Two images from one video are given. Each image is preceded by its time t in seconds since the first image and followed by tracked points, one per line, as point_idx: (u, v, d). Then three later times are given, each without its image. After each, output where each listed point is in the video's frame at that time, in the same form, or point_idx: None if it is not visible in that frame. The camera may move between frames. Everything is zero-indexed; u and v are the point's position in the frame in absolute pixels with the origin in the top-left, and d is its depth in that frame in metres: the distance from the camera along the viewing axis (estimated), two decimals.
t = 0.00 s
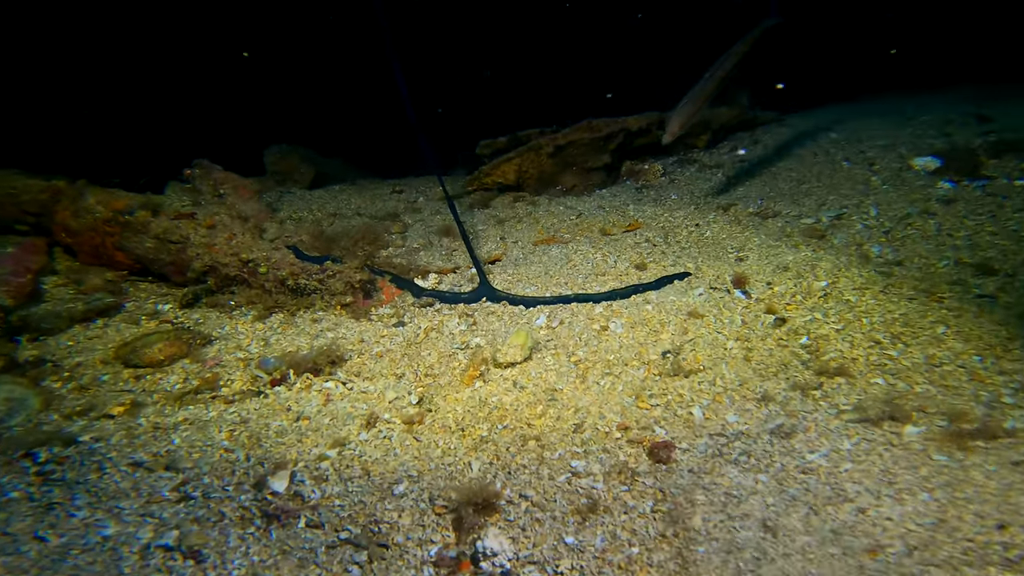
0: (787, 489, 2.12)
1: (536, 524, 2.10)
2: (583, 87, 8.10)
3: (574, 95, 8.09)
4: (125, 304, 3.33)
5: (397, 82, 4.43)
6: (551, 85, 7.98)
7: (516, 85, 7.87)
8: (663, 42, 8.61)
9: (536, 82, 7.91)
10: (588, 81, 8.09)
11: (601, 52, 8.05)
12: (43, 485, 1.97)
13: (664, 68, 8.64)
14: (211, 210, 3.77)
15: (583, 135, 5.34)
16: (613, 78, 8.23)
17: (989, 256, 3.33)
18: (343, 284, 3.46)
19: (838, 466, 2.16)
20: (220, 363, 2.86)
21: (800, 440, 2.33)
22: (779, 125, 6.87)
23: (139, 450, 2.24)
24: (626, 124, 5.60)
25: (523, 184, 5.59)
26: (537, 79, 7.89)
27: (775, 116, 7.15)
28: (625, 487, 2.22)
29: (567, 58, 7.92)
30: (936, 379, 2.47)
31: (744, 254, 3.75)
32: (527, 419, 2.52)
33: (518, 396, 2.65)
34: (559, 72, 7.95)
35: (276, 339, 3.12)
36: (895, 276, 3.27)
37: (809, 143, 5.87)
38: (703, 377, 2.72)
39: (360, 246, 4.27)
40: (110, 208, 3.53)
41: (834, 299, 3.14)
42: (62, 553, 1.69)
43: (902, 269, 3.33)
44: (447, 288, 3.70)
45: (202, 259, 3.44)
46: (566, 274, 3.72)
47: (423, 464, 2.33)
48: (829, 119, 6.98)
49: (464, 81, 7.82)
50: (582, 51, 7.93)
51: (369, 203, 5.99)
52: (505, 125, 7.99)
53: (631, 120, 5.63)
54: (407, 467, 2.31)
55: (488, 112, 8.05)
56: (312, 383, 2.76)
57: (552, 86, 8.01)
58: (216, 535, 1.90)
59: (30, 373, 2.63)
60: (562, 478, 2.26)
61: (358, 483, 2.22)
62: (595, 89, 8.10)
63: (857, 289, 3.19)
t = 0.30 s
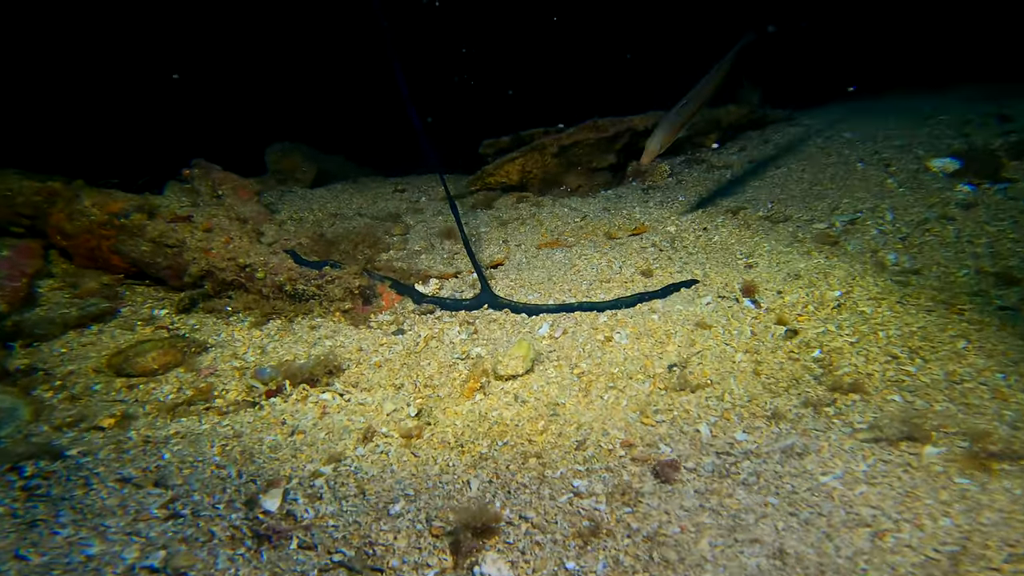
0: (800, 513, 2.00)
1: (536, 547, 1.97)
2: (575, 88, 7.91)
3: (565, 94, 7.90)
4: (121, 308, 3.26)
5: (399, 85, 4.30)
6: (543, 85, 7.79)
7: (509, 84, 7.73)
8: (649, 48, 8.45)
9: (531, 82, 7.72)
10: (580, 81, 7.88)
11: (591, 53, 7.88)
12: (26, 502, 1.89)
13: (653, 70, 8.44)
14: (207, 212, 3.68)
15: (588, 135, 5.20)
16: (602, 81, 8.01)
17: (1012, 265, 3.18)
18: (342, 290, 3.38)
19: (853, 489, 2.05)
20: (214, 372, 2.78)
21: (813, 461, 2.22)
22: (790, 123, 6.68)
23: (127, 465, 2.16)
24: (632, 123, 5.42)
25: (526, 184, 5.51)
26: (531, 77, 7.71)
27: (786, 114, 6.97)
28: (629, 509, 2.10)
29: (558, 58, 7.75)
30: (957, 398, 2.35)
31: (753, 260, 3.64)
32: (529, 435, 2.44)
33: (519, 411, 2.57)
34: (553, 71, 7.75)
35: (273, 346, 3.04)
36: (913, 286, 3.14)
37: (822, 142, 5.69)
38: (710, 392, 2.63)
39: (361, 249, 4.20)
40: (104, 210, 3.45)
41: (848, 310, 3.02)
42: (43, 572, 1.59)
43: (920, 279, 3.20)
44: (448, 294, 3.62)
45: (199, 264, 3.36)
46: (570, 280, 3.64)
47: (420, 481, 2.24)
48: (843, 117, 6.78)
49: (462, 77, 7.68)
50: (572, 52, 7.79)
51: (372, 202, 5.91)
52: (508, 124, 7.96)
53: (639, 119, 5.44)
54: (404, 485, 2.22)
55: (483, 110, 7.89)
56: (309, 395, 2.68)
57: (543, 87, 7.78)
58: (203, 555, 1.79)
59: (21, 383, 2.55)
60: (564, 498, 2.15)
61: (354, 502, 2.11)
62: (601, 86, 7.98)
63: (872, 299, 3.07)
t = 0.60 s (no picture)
0: (825, 538, 1.82)
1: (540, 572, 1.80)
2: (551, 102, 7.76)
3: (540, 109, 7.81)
4: (121, 311, 3.20)
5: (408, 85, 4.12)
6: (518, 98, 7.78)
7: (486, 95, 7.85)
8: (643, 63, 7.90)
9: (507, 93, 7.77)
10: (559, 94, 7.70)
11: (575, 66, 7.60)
12: (15, 517, 1.78)
13: (659, 71, 8.07)
14: (208, 212, 3.59)
15: (598, 133, 5.06)
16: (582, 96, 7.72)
17: None
18: (345, 295, 3.28)
19: (884, 514, 1.87)
20: (214, 380, 2.70)
21: (839, 483, 2.05)
22: (809, 121, 6.45)
23: (121, 478, 2.05)
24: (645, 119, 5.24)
25: (535, 182, 5.38)
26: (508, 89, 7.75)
27: (804, 111, 6.73)
28: (641, 533, 1.93)
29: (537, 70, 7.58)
30: (997, 417, 2.17)
31: (771, 266, 3.49)
32: (536, 450, 2.32)
33: (526, 426, 2.46)
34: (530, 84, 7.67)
35: (273, 353, 2.95)
36: (944, 296, 2.96)
37: (842, 140, 5.47)
38: (726, 407, 2.49)
39: (364, 250, 4.10)
40: (105, 210, 3.37)
41: (874, 321, 2.86)
42: None
43: (952, 288, 3.02)
44: (453, 299, 3.52)
45: (200, 266, 3.28)
46: (580, 285, 3.52)
47: (422, 500, 2.11)
48: (864, 114, 6.52)
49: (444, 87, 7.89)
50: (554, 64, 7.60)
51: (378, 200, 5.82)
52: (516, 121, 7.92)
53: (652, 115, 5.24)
54: (406, 503, 2.10)
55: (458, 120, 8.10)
56: (309, 405, 2.60)
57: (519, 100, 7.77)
58: None
59: (16, 390, 2.45)
60: (572, 520, 2.00)
61: (354, 521, 1.98)
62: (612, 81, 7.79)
63: (900, 310, 2.91)
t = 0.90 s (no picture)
0: (842, 557, 1.70)
1: None
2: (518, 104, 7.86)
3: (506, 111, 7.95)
4: (116, 310, 3.13)
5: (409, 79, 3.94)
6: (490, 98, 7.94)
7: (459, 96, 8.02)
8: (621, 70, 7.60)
9: (491, 93, 7.92)
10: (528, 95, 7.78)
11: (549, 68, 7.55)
12: None
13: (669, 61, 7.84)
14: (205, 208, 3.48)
15: (605, 127, 4.97)
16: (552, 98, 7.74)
17: None
18: (344, 295, 3.19)
19: (908, 532, 1.75)
20: (208, 384, 2.63)
21: (857, 498, 1.93)
22: (822, 114, 6.24)
23: (107, 488, 1.98)
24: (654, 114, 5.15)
25: (540, 178, 5.26)
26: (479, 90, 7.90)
27: (818, 104, 6.52)
28: (647, 550, 1.82)
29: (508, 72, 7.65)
30: None
31: (783, 266, 3.36)
32: (538, 461, 2.23)
33: (528, 434, 2.37)
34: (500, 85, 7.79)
35: (270, 354, 2.87)
36: (968, 299, 2.82)
37: (858, 134, 5.28)
38: (736, 416, 2.38)
39: (365, 248, 4.00)
40: (98, 207, 3.29)
41: (893, 326, 2.73)
42: None
43: (977, 290, 2.86)
44: (454, 300, 3.43)
45: (196, 265, 3.20)
46: (585, 286, 3.42)
47: (419, 513, 2.03)
48: (880, 108, 6.30)
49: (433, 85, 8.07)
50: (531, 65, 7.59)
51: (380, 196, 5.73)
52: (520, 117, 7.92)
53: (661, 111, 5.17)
54: (402, 515, 2.01)
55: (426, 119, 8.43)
56: (305, 411, 2.52)
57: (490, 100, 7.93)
58: None
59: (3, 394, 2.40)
60: (574, 535, 1.90)
61: (347, 535, 1.91)
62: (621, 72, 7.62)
63: (920, 314, 2.77)
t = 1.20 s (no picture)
0: None
1: None
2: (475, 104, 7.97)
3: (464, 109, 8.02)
4: (96, 311, 3.04)
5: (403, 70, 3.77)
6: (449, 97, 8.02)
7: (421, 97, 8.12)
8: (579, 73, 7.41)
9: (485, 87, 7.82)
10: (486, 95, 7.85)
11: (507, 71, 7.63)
12: None
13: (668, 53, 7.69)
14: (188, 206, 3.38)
15: (603, 123, 4.96)
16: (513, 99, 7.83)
17: None
18: (332, 296, 3.12)
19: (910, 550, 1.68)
20: (188, 390, 2.53)
21: (857, 514, 1.85)
22: (826, 107, 6.09)
23: (72, 500, 1.88)
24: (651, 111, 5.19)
25: (537, 173, 5.16)
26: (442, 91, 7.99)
27: (822, 96, 6.37)
28: (639, 568, 1.75)
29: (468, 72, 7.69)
30: None
31: (785, 267, 3.27)
32: (528, 472, 2.16)
33: (518, 445, 2.30)
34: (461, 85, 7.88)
35: (255, 358, 2.79)
36: (976, 301, 2.72)
37: (863, 128, 5.13)
38: (733, 425, 2.31)
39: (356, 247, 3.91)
40: (77, 206, 3.19)
41: (898, 330, 2.64)
42: None
43: (986, 292, 2.76)
44: (447, 302, 3.35)
45: (179, 265, 3.11)
46: (580, 287, 3.34)
47: (404, 528, 1.96)
48: (885, 101, 6.14)
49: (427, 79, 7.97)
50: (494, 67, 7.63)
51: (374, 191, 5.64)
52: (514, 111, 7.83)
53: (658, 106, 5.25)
54: (385, 530, 1.94)
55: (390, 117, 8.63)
56: (289, 419, 2.44)
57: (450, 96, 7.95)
58: None
59: None
60: (563, 552, 1.83)
61: (327, 552, 1.83)
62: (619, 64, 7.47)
63: (925, 317, 2.68)
